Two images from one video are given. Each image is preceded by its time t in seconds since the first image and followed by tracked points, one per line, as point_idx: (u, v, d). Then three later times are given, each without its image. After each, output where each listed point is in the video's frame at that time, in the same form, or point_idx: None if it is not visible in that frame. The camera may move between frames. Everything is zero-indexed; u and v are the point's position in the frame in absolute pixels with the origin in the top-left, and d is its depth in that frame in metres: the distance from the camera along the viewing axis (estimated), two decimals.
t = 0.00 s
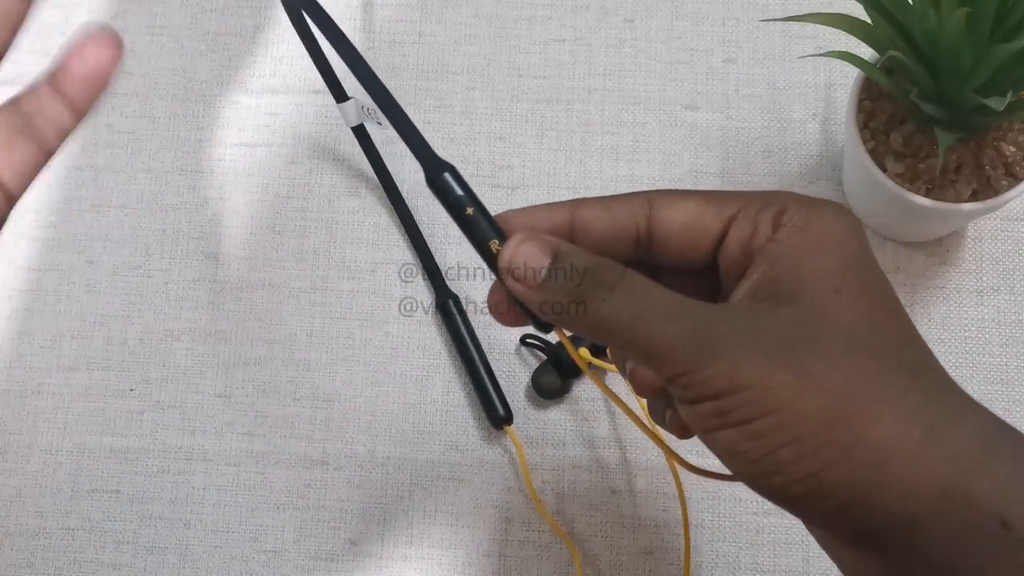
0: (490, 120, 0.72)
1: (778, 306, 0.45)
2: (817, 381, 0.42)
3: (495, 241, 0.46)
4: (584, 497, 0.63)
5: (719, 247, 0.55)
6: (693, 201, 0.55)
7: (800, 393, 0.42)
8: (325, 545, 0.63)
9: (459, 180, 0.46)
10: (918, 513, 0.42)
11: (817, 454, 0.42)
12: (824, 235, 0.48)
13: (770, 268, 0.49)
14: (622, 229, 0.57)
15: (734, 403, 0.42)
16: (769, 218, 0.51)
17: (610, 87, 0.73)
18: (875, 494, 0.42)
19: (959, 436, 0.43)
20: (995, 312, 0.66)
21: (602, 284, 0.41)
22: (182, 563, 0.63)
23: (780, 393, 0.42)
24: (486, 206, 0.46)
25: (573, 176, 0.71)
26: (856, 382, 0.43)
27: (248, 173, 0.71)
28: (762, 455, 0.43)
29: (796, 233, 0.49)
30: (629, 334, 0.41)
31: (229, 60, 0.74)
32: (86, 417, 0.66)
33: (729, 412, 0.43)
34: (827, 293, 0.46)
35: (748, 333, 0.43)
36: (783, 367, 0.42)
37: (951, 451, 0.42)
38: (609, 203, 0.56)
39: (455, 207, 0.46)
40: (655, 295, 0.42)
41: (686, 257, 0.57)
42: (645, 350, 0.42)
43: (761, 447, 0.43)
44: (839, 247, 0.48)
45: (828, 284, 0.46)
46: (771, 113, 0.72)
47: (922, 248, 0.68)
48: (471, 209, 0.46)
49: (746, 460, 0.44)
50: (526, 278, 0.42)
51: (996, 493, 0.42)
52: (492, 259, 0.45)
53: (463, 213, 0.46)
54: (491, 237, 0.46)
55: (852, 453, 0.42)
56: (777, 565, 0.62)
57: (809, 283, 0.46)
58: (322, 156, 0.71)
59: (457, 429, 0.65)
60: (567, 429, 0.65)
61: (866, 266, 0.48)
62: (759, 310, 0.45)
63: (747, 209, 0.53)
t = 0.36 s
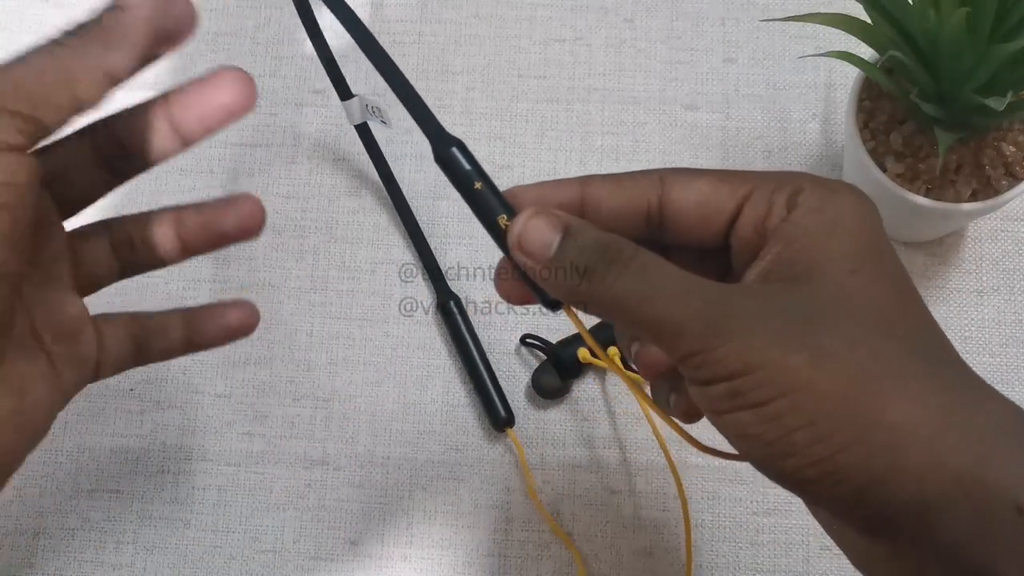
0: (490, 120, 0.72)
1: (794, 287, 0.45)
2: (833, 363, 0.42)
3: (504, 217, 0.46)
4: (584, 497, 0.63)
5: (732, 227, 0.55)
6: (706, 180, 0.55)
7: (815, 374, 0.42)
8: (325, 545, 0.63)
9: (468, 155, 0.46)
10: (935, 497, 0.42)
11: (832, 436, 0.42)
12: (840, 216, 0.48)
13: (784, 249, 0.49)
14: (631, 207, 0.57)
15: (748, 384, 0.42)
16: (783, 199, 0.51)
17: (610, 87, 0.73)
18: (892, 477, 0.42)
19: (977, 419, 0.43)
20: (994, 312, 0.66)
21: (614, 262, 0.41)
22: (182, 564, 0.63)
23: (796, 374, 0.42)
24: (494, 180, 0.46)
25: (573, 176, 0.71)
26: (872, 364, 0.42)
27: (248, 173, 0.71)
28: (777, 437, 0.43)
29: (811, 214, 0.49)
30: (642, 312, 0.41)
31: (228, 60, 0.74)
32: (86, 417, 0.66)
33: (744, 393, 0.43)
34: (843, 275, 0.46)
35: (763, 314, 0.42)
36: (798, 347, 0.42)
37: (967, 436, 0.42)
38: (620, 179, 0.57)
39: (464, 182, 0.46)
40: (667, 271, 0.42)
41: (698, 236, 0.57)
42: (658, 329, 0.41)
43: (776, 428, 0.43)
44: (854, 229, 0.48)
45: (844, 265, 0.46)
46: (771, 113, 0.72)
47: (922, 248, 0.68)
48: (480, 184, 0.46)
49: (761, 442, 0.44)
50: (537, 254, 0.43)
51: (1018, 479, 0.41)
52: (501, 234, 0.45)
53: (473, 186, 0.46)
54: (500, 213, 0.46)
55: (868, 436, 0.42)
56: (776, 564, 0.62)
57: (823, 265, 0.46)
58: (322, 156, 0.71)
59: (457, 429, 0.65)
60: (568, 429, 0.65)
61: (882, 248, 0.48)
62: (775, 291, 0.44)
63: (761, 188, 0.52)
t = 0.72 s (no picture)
0: (490, 120, 0.72)
1: (792, 293, 0.45)
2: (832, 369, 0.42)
3: (501, 227, 0.45)
4: (584, 498, 0.63)
5: (730, 232, 0.55)
6: (703, 185, 0.55)
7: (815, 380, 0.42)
8: (325, 545, 0.63)
9: (465, 165, 0.45)
10: (937, 504, 0.41)
11: (833, 443, 0.42)
12: (838, 223, 0.48)
13: (782, 256, 0.49)
14: (629, 214, 0.57)
15: (747, 391, 0.42)
16: (781, 205, 0.51)
17: (610, 87, 0.73)
18: (893, 485, 0.42)
19: (978, 426, 0.43)
20: (994, 313, 0.66)
21: (613, 271, 0.41)
22: (182, 563, 0.63)
23: (795, 381, 0.42)
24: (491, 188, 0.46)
25: (573, 176, 0.71)
26: (871, 370, 0.42)
27: (248, 173, 0.71)
28: (776, 446, 0.43)
29: (809, 221, 0.49)
30: (639, 319, 0.41)
31: (229, 61, 0.74)
32: (86, 417, 0.66)
33: (743, 401, 0.43)
34: (840, 282, 0.46)
35: (761, 321, 0.42)
36: (798, 354, 0.42)
37: (967, 441, 0.42)
38: (618, 186, 0.57)
39: (460, 191, 0.45)
40: (667, 281, 0.42)
41: (696, 242, 0.57)
42: (657, 336, 0.42)
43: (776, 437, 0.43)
44: (852, 235, 0.48)
45: (842, 272, 0.46)
46: (771, 113, 0.72)
47: (922, 248, 0.68)
48: (476, 194, 0.45)
49: (760, 450, 0.44)
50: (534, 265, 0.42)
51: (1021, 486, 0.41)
52: (499, 245, 0.45)
53: (469, 198, 0.45)
54: (497, 223, 0.45)
55: (869, 443, 0.42)
56: (777, 565, 0.62)
57: (823, 271, 0.46)
58: (322, 157, 0.71)
59: (457, 429, 0.65)
60: (568, 429, 0.65)
61: (881, 254, 0.48)
62: (773, 298, 0.44)
63: (759, 195, 0.53)
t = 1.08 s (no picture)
0: (490, 120, 0.72)
1: (792, 290, 0.45)
2: (832, 366, 0.42)
3: (502, 224, 0.45)
4: (584, 497, 0.63)
5: (730, 231, 0.55)
6: (703, 182, 0.55)
7: (814, 377, 0.42)
8: (325, 545, 0.63)
9: (466, 164, 0.45)
10: (937, 500, 0.41)
11: (832, 440, 0.42)
12: (838, 220, 0.48)
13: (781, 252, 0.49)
14: (629, 214, 0.57)
15: (747, 388, 0.42)
16: (781, 202, 0.51)
17: (610, 87, 0.73)
18: (892, 482, 0.42)
19: (977, 422, 0.43)
20: (994, 312, 0.66)
21: (612, 268, 0.42)
22: (182, 563, 0.63)
23: (794, 377, 0.42)
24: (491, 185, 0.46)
25: (573, 176, 0.71)
26: (870, 367, 0.43)
27: (248, 172, 0.71)
28: (776, 442, 0.43)
29: (808, 218, 0.49)
30: (639, 316, 0.41)
31: (228, 60, 0.74)
32: (86, 417, 0.66)
33: (743, 397, 0.43)
34: (840, 279, 0.46)
35: (760, 317, 0.42)
36: (796, 351, 0.42)
37: (966, 438, 0.42)
38: (618, 185, 0.57)
39: (461, 189, 0.45)
40: (667, 278, 0.42)
41: (698, 241, 0.57)
42: (656, 333, 0.42)
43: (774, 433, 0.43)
44: (851, 232, 0.48)
45: (841, 269, 0.46)
46: (771, 113, 0.72)
47: (922, 248, 0.68)
48: (478, 191, 0.45)
49: (760, 446, 0.44)
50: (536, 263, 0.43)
51: (1021, 482, 0.41)
52: (500, 243, 0.45)
53: (469, 196, 0.45)
54: (497, 220, 0.46)
55: (868, 440, 0.42)
56: (777, 564, 0.62)
57: (822, 267, 0.46)
58: (322, 156, 0.71)
59: (457, 429, 0.65)
60: (568, 429, 0.65)
61: (880, 251, 0.48)
62: (772, 294, 0.44)
63: (759, 192, 0.52)
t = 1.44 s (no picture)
0: (490, 120, 0.72)
1: (792, 293, 0.45)
2: (833, 369, 0.42)
3: (502, 227, 0.45)
4: (584, 497, 0.63)
5: (730, 232, 0.55)
6: (702, 185, 0.55)
7: (816, 380, 0.42)
8: (325, 545, 0.63)
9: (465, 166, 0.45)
10: (937, 501, 0.41)
11: (834, 442, 0.42)
12: (837, 223, 0.48)
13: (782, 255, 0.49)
14: (628, 214, 0.57)
15: (748, 390, 0.42)
16: (781, 204, 0.51)
17: (610, 87, 0.73)
18: (894, 484, 0.42)
19: (978, 424, 0.43)
20: (994, 312, 0.66)
21: (611, 271, 0.41)
22: (182, 563, 0.63)
23: (795, 380, 0.42)
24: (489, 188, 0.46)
25: (572, 176, 0.71)
26: (870, 370, 0.43)
27: (249, 173, 0.71)
28: (778, 444, 0.43)
29: (808, 220, 0.49)
30: (640, 319, 0.41)
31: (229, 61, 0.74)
32: (87, 417, 0.66)
33: (743, 400, 0.43)
34: (840, 281, 0.46)
35: (761, 320, 0.43)
36: (798, 353, 0.42)
37: (967, 439, 0.42)
38: (617, 188, 0.57)
39: (460, 192, 0.45)
40: (667, 279, 0.42)
41: (697, 241, 0.57)
42: (657, 336, 0.42)
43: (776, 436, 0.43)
44: (850, 234, 0.48)
45: (841, 271, 0.46)
46: (771, 113, 0.72)
47: (922, 248, 0.68)
48: (476, 193, 0.45)
49: (761, 449, 0.44)
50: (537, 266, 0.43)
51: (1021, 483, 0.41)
52: (501, 245, 0.45)
53: (469, 199, 0.45)
54: (497, 223, 0.45)
55: (869, 442, 0.42)
56: (776, 565, 0.62)
57: (823, 270, 0.46)
58: (322, 157, 0.71)
59: (457, 429, 0.65)
60: (568, 428, 0.65)
61: (880, 253, 0.48)
62: (772, 297, 0.44)
63: (759, 193, 0.52)
